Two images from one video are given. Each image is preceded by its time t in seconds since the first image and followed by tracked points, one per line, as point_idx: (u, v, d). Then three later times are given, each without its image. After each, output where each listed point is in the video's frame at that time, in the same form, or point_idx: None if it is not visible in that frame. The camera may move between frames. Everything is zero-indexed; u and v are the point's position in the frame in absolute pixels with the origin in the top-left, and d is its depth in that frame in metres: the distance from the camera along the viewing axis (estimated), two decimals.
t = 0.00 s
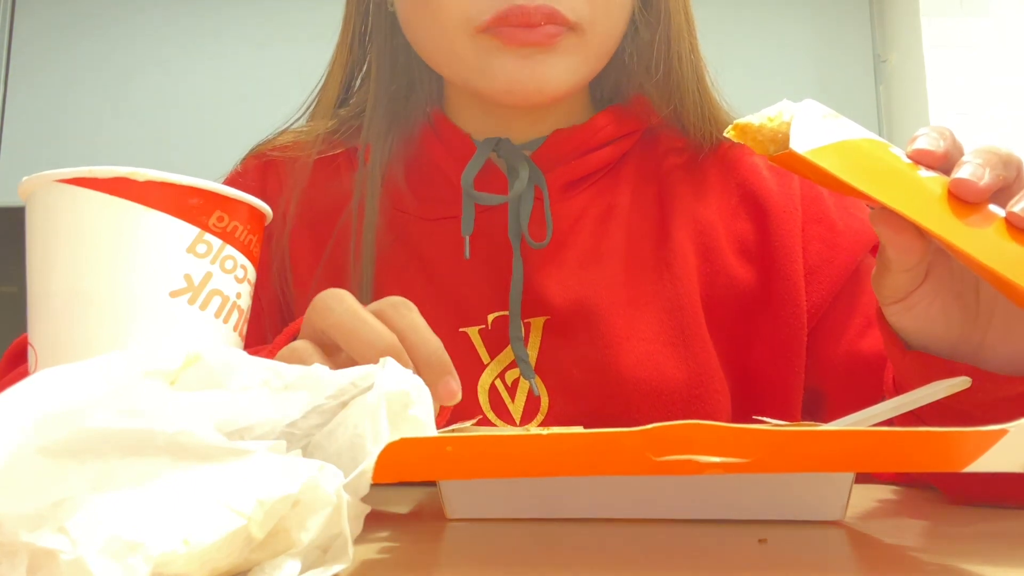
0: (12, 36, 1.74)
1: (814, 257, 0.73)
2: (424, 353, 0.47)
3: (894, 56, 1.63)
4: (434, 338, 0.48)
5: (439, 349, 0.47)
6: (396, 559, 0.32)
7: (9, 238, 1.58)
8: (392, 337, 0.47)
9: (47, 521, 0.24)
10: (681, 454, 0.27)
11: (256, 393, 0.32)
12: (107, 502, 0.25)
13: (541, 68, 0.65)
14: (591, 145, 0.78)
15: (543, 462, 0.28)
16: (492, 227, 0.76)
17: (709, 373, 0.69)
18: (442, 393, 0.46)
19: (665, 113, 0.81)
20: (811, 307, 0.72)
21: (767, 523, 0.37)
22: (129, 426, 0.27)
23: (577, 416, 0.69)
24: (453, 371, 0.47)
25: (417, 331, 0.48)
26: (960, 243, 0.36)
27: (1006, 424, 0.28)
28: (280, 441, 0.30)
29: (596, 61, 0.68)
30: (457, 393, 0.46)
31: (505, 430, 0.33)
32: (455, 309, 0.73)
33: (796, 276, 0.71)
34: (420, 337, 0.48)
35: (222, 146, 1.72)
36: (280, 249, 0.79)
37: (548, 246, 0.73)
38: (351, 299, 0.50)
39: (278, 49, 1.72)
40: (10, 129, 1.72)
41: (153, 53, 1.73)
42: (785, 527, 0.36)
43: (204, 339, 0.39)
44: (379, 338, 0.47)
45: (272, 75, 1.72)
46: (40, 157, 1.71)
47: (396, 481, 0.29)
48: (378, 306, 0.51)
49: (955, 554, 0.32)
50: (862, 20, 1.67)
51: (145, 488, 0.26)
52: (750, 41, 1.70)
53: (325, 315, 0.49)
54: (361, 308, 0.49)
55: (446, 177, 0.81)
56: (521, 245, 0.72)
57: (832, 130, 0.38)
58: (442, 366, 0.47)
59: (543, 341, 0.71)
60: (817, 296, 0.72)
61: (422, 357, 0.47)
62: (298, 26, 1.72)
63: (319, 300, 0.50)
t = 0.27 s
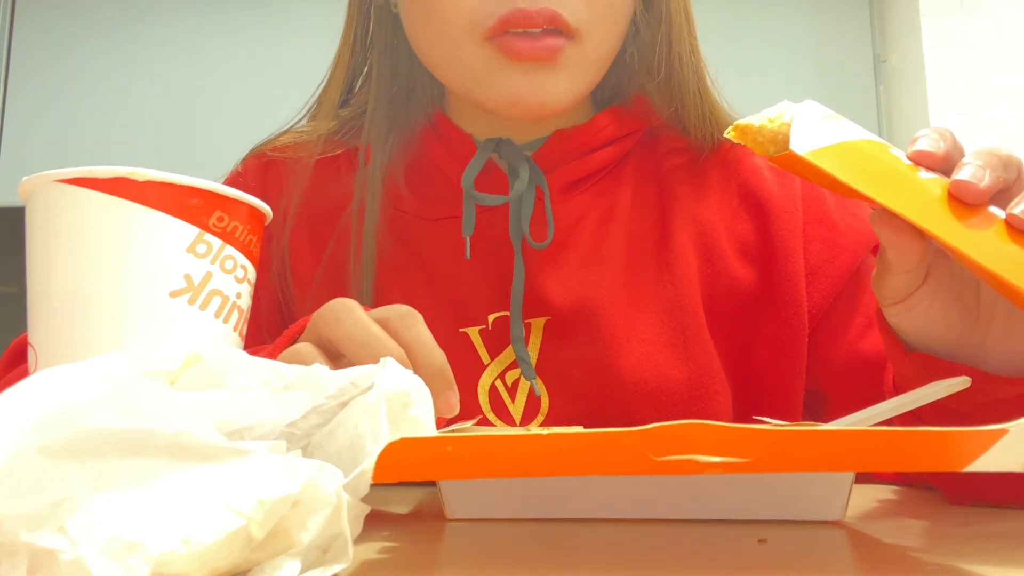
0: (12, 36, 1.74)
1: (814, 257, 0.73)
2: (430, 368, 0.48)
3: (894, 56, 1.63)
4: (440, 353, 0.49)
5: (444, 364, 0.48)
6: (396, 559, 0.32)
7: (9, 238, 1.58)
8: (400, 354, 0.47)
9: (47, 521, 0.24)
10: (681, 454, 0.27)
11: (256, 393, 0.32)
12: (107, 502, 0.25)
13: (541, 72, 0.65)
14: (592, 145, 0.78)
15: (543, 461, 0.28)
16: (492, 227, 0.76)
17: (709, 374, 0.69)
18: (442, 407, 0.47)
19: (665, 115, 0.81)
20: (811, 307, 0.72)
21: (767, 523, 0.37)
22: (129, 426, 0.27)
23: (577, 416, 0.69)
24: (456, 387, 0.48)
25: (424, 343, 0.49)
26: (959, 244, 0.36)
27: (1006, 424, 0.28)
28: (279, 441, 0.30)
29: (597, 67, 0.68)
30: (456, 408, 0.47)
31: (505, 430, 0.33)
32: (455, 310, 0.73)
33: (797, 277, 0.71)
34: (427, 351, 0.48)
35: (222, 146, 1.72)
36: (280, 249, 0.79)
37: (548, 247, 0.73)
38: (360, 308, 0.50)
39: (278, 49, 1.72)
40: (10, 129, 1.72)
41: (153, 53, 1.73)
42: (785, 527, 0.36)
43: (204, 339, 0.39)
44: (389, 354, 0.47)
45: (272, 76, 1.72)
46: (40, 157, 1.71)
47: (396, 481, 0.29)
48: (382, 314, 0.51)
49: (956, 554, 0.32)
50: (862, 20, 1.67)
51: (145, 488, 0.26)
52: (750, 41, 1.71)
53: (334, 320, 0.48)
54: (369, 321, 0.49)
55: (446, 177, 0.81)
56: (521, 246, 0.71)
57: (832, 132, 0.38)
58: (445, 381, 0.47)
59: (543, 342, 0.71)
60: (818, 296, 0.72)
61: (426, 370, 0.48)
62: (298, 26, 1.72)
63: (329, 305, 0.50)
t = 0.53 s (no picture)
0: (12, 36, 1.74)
1: (815, 258, 0.73)
2: (430, 369, 0.47)
3: (894, 56, 1.63)
4: (440, 353, 0.48)
5: (445, 364, 0.48)
6: (396, 559, 0.32)
7: (9, 238, 1.58)
8: (400, 354, 0.47)
9: (47, 521, 0.24)
10: (681, 454, 0.27)
11: (256, 393, 0.32)
12: (108, 502, 0.25)
13: (542, 74, 0.65)
14: (592, 145, 0.78)
15: (543, 461, 0.28)
16: (492, 227, 0.76)
17: (709, 375, 0.69)
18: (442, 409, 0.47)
19: (666, 115, 0.81)
20: (811, 308, 0.72)
21: (767, 523, 0.37)
22: (129, 426, 0.27)
23: (577, 416, 0.69)
24: (456, 388, 0.48)
25: (425, 344, 0.48)
26: (960, 243, 0.36)
27: (1006, 424, 0.28)
28: (279, 440, 0.30)
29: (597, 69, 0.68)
30: (456, 411, 0.47)
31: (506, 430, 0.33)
32: (455, 310, 0.74)
33: (797, 278, 0.71)
34: (427, 351, 0.48)
35: (222, 146, 1.72)
36: (280, 249, 0.79)
37: (548, 248, 0.73)
38: (361, 311, 0.50)
39: (278, 49, 1.72)
40: (10, 129, 1.72)
41: (153, 53, 1.73)
42: (785, 527, 0.36)
43: (204, 339, 0.39)
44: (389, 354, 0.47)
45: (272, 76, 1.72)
46: (40, 157, 1.71)
47: (396, 481, 0.29)
48: (384, 315, 0.51)
49: (956, 554, 0.32)
50: (862, 20, 1.67)
51: (145, 488, 0.26)
52: (750, 41, 1.70)
53: (336, 322, 0.49)
54: (370, 321, 0.49)
55: (446, 177, 0.81)
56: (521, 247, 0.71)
57: (832, 132, 0.38)
58: (445, 382, 0.47)
59: (543, 343, 0.71)
60: (819, 297, 0.72)
61: (427, 371, 0.47)
62: (298, 26, 1.72)
63: (331, 307, 0.50)
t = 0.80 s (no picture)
0: (12, 36, 1.74)
1: (815, 258, 0.73)
2: (430, 369, 0.47)
3: (894, 56, 1.63)
4: (441, 354, 0.48)
5: (445, 365, 0.48)
6: (396, 559, 0.32)
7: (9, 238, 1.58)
8: (400, 354, 0.47)
9: (47, 521, 0.24)
10: (681, 454, 0.27)
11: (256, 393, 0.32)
12: (108, 502, 0.25)
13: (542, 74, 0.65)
14: (592, 145, 0.78)
15: (543, 462, 0.28)
16: (492, 228, 0.76)
17: (709, 376, 0.69)
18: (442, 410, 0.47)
19: (667, 115, 0.81)
20: (811, 308, 0.72)
21: (767, 523, 0.37)
22: (129, 426, 0.27)
23: (577, 417, 0.69)
24: (456, 389, 0.48)
25: (425, 345, 0.48)
26: (959, 243, 0.36)
27: (1005, 424, 0.28)
28: (279, 440, 0.30)
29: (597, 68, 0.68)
30: (457, 411, 0.47)
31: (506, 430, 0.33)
32: (455, 310, 0.73)
33: (797, 278, 0.71)
34: (428, 352, 0.48)
35: (222, 146, 1.71)
36: (280, 249, 0.79)
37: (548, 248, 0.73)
38: (362, 312, 0.50)
39: (278, 49, 1.72)
40: (10, 129, 1.72)
41: (153, 53, 1.73)
42: (784, 527, 0.36)
43: (204, 339, 0.39)
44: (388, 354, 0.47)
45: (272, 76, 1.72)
46: (40, 157, 1.71)
47: (396, 481, 0.29)
48: (385, 316, 0.51)
49: (956, 555, 0.32)
50: (862, 20, 1.67)
51: (145, 488, 0.26)
52: (750, 41, 1.70)
53: (336, 323, 0.49)
54: (370, 323, 0.49)
55: (446, 177, 0.81)
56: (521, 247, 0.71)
57: (832, 132, 0.38)
58: (445, 382, 0.47)
59: (543, 343, 0.71)
60: (819, 297, 0.72)
61: (427, 372, 0.47)
62: (298, 26, 1.72)
63: (332, 308, 0.50)
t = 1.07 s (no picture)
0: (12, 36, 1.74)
1: (815, 258, 0.73)
2: (430, 369, 0.47)
3: (894, 56, 1.63)
4: (441, 355, 0.48)
5: (445, 366, 0.48)
6: (396, 559, 0.32)
7: (9, 238, 1.58)
8: (400, 355, 0.47)
9: (47, 521, 0.24)
10: (681, 454, 0.27)
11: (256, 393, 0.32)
12: (108, 502, 0.25)
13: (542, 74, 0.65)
14: (593, 145, 0.78)
15: (543, 461, 0.28)
16: (492, 227, 0.76)
17: (709, 376, 0.69)
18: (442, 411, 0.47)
19: (667, 115, 0.81)
20: (812, 308, 0.72)
21: (767, 523, 0.37)
22: (129, 426, 0.27)
23: (577, 417, 0.69)
24: (456, 391, 0.47)
25: (426, 346, 0.48)
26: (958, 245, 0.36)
27: (1005, 424, 0.28)
28: (279, 441, 0.30)
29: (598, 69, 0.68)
30: (457, 412, 0.47)
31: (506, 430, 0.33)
32: (455, 310, 0.74)
33: (798, 278, 0.71)
34: (428, 353, 0.48)
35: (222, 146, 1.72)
36: (280, 249, 0.79)
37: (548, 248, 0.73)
38: (363, 312, 0.50)
39: (278, 49, 1.72)
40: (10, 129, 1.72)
41: (153, 53, 1.73)
42: (784, 527, 0.36)
43: (204, 339, 0.39)
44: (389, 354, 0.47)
45: (272, 76, 1.72)
46: (40, 157, 1.71)
47: (396, 481, 0.29)
48: (386, 317, 0.51)
49: (956, 554, 0.32)
50: (862, 20, 1.67)
51: (145, 488, 0.26)
52: (750, 41, 1.70)
53: (337, 323, 0.49)
54: (371, 323, 0.49)
55: (446, 177, 0.81)
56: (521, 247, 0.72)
57: (831, 135, 0.38)
58: (445, 384, 0.47)
59: (543, 343, 0.71)
60: (819, 297, 0.72)
61: (427, 373, 0.47)
62: (298, 26, 1.72)
63: (333, 308, 0.50)
